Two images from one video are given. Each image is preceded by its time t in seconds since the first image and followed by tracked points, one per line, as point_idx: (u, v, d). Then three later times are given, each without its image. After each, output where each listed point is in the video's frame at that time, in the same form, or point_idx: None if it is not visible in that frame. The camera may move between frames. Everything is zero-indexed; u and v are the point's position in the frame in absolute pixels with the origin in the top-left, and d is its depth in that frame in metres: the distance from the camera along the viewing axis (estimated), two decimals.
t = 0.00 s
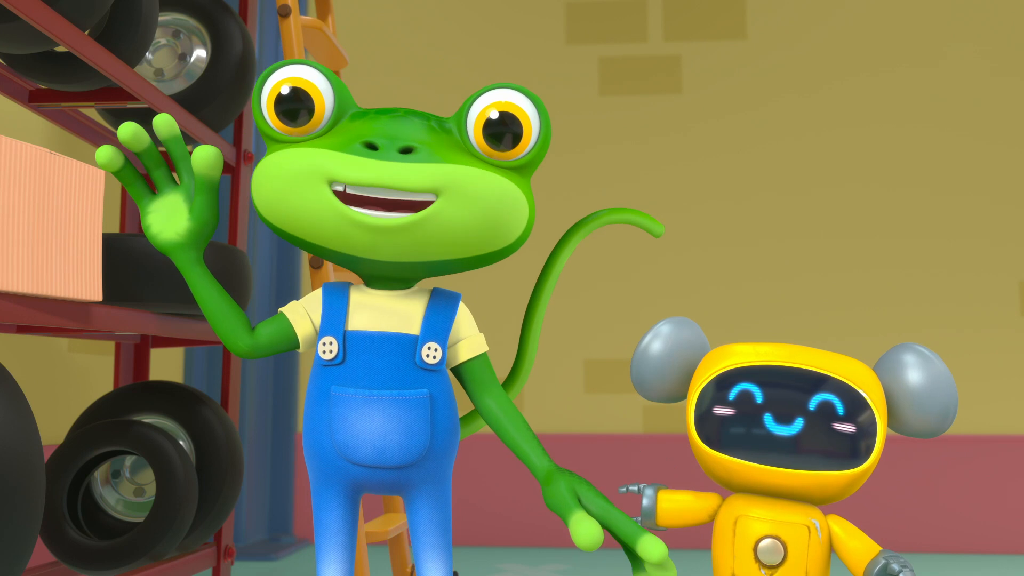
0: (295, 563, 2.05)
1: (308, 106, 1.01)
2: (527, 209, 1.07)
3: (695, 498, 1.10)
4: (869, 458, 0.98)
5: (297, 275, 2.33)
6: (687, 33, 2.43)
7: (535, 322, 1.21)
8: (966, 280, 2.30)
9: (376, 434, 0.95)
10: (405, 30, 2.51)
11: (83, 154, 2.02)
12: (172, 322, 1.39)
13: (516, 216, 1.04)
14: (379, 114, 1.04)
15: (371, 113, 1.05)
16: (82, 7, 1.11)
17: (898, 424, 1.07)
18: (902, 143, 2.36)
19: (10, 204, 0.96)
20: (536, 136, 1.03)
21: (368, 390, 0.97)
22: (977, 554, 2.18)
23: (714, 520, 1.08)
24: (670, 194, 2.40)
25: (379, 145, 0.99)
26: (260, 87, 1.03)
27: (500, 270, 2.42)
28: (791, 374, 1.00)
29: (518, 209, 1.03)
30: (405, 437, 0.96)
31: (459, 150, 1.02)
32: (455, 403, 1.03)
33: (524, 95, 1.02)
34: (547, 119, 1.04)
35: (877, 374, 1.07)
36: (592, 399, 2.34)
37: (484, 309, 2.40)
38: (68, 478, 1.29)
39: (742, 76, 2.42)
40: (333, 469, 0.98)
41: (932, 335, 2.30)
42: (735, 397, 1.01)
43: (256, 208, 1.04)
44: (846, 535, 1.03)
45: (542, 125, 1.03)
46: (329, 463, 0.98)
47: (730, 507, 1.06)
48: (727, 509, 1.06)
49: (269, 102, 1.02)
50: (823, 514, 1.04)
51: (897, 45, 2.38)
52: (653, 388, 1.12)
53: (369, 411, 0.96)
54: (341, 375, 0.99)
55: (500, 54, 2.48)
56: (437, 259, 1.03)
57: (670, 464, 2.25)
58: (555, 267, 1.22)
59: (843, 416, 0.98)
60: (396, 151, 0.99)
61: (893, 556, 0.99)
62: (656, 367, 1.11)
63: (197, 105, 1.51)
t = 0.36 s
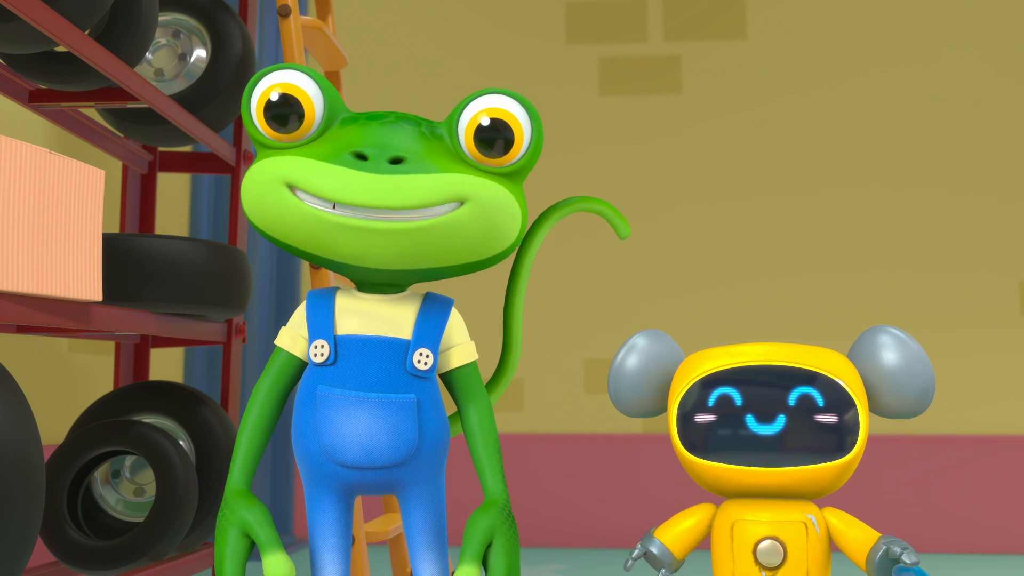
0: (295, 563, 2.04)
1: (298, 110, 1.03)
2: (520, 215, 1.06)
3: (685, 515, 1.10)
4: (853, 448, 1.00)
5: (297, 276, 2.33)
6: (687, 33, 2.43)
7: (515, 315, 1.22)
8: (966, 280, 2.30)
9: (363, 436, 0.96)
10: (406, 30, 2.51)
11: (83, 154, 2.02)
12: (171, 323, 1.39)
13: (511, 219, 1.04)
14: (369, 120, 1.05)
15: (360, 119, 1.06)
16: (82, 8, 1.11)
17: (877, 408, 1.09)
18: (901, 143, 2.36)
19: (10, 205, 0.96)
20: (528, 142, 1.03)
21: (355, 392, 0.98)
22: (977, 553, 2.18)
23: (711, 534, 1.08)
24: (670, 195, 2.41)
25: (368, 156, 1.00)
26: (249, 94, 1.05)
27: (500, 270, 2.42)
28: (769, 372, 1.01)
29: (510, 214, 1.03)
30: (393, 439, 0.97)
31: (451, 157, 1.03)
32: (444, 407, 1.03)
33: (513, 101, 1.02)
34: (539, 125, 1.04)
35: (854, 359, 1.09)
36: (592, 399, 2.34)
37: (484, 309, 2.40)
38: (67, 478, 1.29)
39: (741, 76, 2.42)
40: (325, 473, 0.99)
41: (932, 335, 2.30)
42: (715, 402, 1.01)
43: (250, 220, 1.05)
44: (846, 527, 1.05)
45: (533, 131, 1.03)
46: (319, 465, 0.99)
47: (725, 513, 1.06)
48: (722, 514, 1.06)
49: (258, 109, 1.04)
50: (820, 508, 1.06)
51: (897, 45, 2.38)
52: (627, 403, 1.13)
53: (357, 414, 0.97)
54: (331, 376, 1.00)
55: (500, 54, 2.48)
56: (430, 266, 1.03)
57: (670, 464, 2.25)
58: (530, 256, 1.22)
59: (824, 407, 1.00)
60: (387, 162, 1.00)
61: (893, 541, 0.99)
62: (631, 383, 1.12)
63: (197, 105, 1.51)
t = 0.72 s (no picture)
0: (295, 563, 2.05)
1: (289, 128, 1.02)
2: (517, 214, 1.05)
3: (685, 518, 1.10)
4: (853, 448, 1.00)
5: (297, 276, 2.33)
6: (687, 33, 2.43)
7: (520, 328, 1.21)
8: (966, 280, 2.30)
9: (370, 459, 0.94)
10: (405, 30, 2.51)
11: (83, 154, 2.02)
12: (171, 323, 1.39)
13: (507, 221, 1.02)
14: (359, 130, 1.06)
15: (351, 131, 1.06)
16: (81, 8, 1.11)
17: (877, 408, 1.09)
18: (902, 143, 2.35)
19: (10, 206, 0.96)
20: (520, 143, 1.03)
21: (363, 419, 0.96)
22: (977, 553, 2.18)
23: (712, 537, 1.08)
24: (670, 194, 2.41)
25: (361, 152, 1.01)
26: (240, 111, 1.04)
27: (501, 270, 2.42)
28: (769, 372, 1.01)
29: (505, 210, 1.01)
30: (401, 462, 0.95)
31: (444, 157, 1.02)
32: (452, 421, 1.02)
33: (503, 102, 1.02)
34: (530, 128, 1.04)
35: (854, 360, 1.09)
36: (592, 399, 2.34)
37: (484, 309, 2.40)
38: (67, 478, 1.29)
39: (741, 76, 2.42)
40: (332, 489, 0.98)
41: (932, 335, 2.30)
42: (715, 402, 1.02)
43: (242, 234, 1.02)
44: (846, 527, 1.05)
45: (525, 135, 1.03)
46: (326, 483, 0.98)
47: (725, 513, 1.06)
48: (723, 514, 1.06)
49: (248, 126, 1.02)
50: (819, 507, 1.05)
51: (897, 45, 2.38)
52: (627, 404, 1.13)
53: (364, 438, 0.95)
54: (337, 405, 0.98)
55: (500, 54, 2.47)
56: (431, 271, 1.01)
57: (670, 464, 2.25)
58: (537, 269, 1.20)
59: (824, 407, 1.00)
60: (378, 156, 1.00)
61: (893, 540, 0.99)
62: (632, 385, 1.12)
63: (197, 105, 1.51)
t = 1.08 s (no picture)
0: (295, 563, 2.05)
1: (267, 137, 1.02)
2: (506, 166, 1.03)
3: (684, 518, 1.10)
4: (853, 448, 1.00)
5: (297, 276, 2.33)
6: (687, 33, 2.43)
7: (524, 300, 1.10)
8: (966, 280, 2.30)
9: (409, 434, 0.95)
10: (405, 30, 2.51)
11: (83, 154, 2.02)
12: (171, 324, 1.39)
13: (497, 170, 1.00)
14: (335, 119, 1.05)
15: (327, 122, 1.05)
16: (82, 8, 1.11)
17: (877, 407, 1.09)
18: (902, 143, 2.35)
19: (10, 206, 0.96)
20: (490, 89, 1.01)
21: (403, 390, 0.96)
22: (977, 553, 2.18)
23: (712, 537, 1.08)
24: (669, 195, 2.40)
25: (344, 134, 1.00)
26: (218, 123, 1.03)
27: (501, 270, 2.42)
28: (769, 372, 1.01)
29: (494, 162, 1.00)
30: (439, 437, 0.95)
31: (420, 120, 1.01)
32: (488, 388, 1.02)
33: (470, 56, 1.00)
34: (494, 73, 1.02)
35: (854, 359, 1.09)
36: (592, 399, 2.34)
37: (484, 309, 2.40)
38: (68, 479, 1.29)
39: (742, 77, 2.42)
40: (367, 469, 0.98)
41: (932, 335, 2.30)
42: (715, 402, 1.02)
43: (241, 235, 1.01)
44: (846, 527, 1.04)
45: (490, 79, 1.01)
46: (362, 464, 0.98)
47: (726, 513, 1.05)
48: (723, 514, 1.06)
49: (229, 132, 1.01)
50: (820, 508, 1.05)
51: (898, 45, 2.38)
52: (628, 404, 1.13)
53: (403, 410, 0.95)
54: (375, 379, 0.98)
55: (500, 54, 2.47)
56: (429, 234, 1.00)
57: (670, 464, 2.25)
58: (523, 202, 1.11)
59: (824, 407, 1.00)
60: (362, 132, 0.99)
61: (893, 541, 0.99)
62: (633, 384, 1.12)
63: (197, 105, 1.51)
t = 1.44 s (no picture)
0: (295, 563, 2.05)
1: (264, 141, 1.01)
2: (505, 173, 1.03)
3: (684, 518, 1.10)
4: (853, 448, 1.01)
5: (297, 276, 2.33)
6: (687, 33, 2.43)
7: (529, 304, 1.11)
8: (966, 280, 2.30)
9: (409, 435, 0.95)
10: (405, 30, 2.51)
11: (83, 154, 2.02)
12: (170, 324, 1.39)
13: (496, 179, 1.00)
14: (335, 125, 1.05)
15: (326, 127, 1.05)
16: (82, 8, 1.11)
17: (877, 407, 1.09)
18: (902, 143, 2.35)
19: (10, 207, 0.96)
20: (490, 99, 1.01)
21: (402, 391, 0.96)
22: (977, 553, 2.18)
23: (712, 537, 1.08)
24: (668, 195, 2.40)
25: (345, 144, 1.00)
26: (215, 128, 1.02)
27: (501, 271, 2.42)
28: (769, 372, 1.01)
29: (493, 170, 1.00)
30: (439, 437, 0.95)
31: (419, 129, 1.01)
32: (489, 390, 1.02)
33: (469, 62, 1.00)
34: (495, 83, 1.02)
35: (854, 359, 1.09)
36: (592, 399, 2.34)
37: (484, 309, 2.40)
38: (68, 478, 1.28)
39: (742, 77, 2.42)
40: (367, 471, 0.98)
41: (932, 335, 2.30)
42: (715, 403, 1.02)
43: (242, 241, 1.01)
44: (846, 527, 1.05)
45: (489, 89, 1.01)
46: (363, 466, 0.98)
47: (726, 514, 1.05)
48: (723, 514, 1.06)
49: (225, 140, 1.01)
50: (820, 508, 1.05)
51: (898, 45, 2.38)
52: (628, 403, 1.13)
53: (403, 411, 0.95)
54: (375, 381, 0.98)
55: (500, 54, 2.47)
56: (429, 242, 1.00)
57: (670, 465, 2.25)
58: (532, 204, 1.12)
59: (825, 407, 1.00)
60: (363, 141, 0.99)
61: (893, 541, 0.99)
62: (632, 383, 1.12)
63: (197, 105, 1.51)
